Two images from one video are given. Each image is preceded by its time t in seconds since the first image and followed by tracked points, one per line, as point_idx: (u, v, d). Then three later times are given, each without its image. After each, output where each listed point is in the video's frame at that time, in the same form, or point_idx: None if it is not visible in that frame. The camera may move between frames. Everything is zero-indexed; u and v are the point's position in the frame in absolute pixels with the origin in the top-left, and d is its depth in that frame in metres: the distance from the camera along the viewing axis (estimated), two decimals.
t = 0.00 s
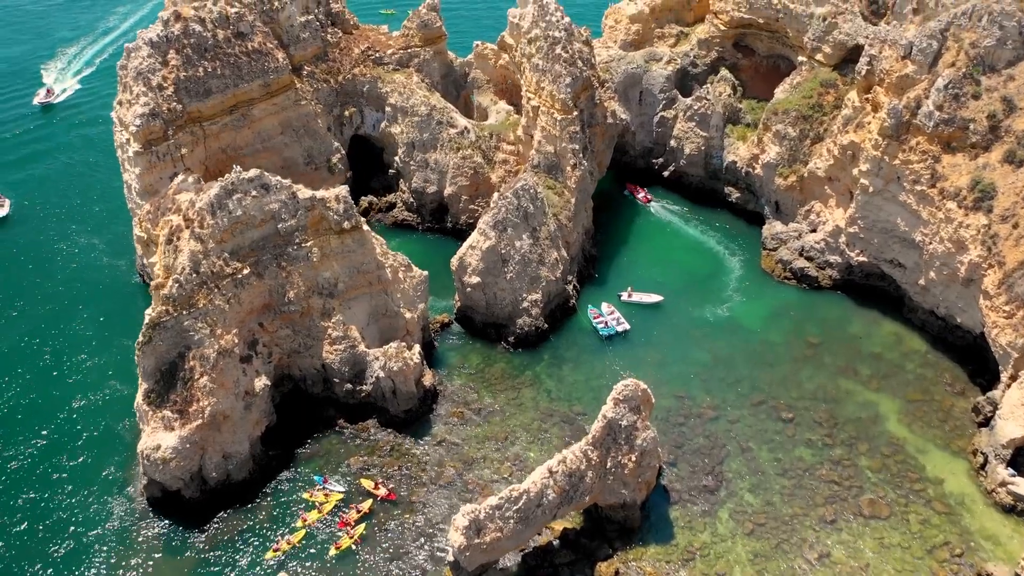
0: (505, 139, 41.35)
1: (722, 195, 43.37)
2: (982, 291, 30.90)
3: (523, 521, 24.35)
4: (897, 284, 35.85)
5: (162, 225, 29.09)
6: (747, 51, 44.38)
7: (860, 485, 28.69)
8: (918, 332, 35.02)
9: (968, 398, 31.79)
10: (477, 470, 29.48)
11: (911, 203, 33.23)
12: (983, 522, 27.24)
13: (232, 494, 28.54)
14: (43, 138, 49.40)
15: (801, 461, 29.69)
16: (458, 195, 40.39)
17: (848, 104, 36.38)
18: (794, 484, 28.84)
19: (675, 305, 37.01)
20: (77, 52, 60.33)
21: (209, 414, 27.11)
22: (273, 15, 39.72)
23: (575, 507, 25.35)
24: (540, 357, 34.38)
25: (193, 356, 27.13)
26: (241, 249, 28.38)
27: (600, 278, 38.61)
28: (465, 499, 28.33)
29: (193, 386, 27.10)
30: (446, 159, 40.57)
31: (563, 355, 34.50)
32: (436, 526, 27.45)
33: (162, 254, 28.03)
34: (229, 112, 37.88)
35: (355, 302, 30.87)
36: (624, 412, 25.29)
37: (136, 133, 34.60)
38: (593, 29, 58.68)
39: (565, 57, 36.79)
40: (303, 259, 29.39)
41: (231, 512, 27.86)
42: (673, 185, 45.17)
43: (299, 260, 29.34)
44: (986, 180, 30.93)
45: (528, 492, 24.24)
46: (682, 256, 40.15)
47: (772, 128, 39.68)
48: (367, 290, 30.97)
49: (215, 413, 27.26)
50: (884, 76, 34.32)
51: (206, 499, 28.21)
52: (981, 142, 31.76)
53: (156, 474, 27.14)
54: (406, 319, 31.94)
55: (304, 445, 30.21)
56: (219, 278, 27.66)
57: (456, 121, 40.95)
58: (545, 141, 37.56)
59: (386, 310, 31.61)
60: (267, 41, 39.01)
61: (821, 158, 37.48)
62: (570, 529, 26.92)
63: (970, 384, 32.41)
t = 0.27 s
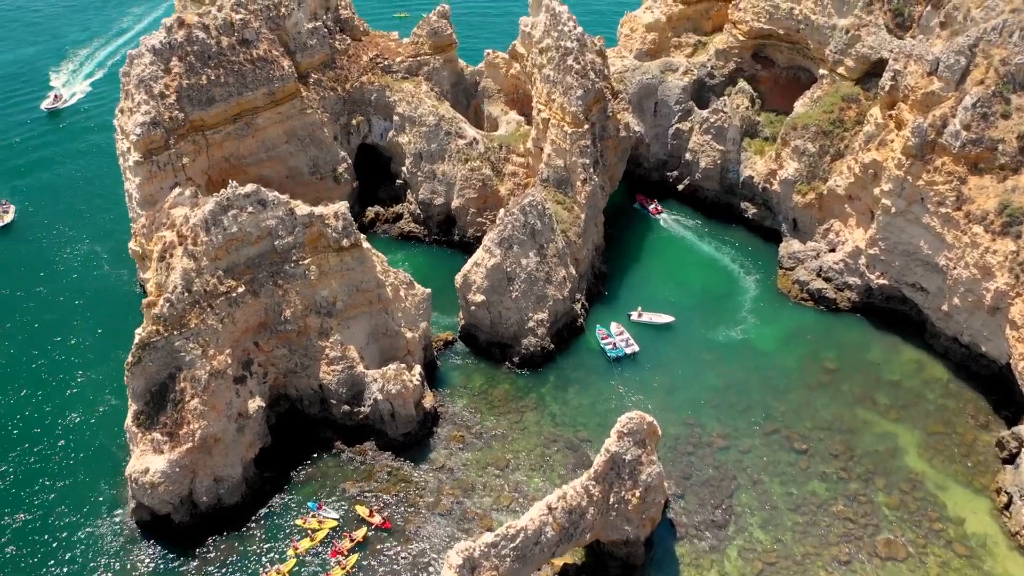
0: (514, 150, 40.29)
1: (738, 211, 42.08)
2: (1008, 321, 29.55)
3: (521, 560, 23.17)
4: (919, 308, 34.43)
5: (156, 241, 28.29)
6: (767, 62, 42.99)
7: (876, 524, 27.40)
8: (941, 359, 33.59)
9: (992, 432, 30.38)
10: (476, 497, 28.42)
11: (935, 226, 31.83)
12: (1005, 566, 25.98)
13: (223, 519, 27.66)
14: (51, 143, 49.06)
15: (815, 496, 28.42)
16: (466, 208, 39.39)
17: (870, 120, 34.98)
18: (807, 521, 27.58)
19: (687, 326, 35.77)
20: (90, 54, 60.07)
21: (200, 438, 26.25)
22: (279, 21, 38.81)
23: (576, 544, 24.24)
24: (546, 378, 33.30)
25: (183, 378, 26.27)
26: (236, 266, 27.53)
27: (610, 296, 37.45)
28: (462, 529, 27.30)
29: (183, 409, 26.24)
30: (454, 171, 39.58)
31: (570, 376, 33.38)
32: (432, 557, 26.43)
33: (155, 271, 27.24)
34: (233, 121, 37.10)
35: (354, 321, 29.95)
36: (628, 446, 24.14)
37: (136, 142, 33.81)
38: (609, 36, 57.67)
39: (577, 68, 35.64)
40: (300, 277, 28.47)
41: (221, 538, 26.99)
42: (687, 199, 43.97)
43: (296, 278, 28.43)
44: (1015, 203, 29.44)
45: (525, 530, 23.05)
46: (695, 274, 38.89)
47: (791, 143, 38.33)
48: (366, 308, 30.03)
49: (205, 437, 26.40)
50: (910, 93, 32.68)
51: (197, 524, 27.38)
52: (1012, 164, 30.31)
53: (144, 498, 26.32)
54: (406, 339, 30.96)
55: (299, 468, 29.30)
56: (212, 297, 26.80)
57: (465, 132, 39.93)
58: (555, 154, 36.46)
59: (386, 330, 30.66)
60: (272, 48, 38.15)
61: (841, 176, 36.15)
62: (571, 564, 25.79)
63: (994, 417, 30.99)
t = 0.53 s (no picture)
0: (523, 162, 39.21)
1: (754, 227, 40.80)
2: None
3: None
4: (941, 335, 33.00)
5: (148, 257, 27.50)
6: (787, 74, 41.58)
7: (891, 566, 26.11)
8: (963, 389, 32.16)
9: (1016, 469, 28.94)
10: (474, 527, 27.38)
11: (960, 250, 30.41)
12: None
13: (213, 545, 26.83)
14: (60, 148, 48.73)
15: (827, 533, 27.16)
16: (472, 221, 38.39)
17: (893, 138, 33.58)
18: (819, 561, 26.33)
19: (698, 348, 34.56)
20: (103, 55, 59.89)
21: (188, 462, 25.41)
22: (285, 28, 38.05)
23: None
24: (550, 401, 32.22)
25: (172, 401, 25.48)
26: (229, 285, 26.68)
27: (619, 315, 36.32)
28: (458, 561, 26.26)
29: (171, 432, 25.42)
30: (461, 183, 38.57)
31: (575, 399, 32.27)
32: None
33: (146, 289, 26.48)
34: (235, 130, 36.31)
35: (352, 341, 29.02)
36: (631, 483, 23.00)
37: (135, 151, 32.44)
38: (625, 44, 56.70)
39: (587, 80, 34.47)
40: (296, 297, 27.57)
41: (209, 566, 26.14)
42: (701, 214, 42.76)
43: (291, 297, 27.53)
44: None
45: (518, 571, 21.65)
46: (708, 293, 37.66)
47: (810, 160, 36.96)
48: (365, 328, 29.10)
49: (194, 461, 25.55)
50: (935, 110, 31.30)
51: (185, 549, 26.58)
52: None
53: (131, 524, 25.54)
54: (406, 360, 29.93)
55: (292, 492, 28.39)
56: (203, 317, 25.97)
57: (473, 143, 38.89)
58: (564, 169, 35.37)
59: (384, 350, 29.71)
60: (277, 56, 37.26)
61: (862, 195, 34.81)
62: None
63: (1019, 452, 29.56)
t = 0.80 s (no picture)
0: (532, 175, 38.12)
1: (770, 245, 39.50)
2: None
3: None
4: (964, 364, 31.59)
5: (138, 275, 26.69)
6: (807, 86, 40.19)
7: None
8: (986, 422, 30.76)
9: None
10: (471, 560, 26.34)
11: (985, 278, 29.01)
12: None
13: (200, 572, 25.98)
14: (67, 152, 48.28)
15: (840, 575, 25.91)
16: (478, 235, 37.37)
17: (916, 157, 32.17)
18: None
19: (708, 372, 33.35)
20: (115, 56, 59.56)
21: (174, 489, 24.55)
22: (290, 35, 37.20)
23: None
24: (553, 426, 31.13)
25: (159, 425, 24.64)
26: (221, 305, 25.82)
27: (627, 336, 35.19)
28: None
29: (157, 458, 24.57)
30: (468, 196, 37.55)
31: (579, 424, 31.16)
32: None
33: (136, 308, 25.70)
34: (237, 139, 35.54)
35: (348, 363, 28.08)
36: (631, 522, 21.87)
37: (132, 162, 32.26)
38: (639, 52, 55.63)
39: (598, 93, 33.29)
40: (290, 317, 26.66)
41: None
42: (716, 230, 41.49)
43: (285, 318, 26.63)
44: None
45: None
46: (721, 314, 36.43)
47: (828, 177, 35.60)
48: (361, 350, 28.14)
49: (181, 488, 24.67)
50: (961, 131, 29.80)
51: None
52: None
53: (115, 551, 24.72)
54: (405, 383, 28.89)
55: (284, 518, 27.43)
56: (193, 338, 25.12)
57: (480, 155, 37.85)
58: (572, 184, 34.27)
59: (382, 372, 28.73)
60: (281, 64, 36.39)
61: (882, 215, 33.48)
62: None
63: None
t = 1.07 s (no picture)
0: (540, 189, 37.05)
1: (786, 264, 38.17)
2: None
3: None
4: (987, 396, 30.17)
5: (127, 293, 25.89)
6: (826, 100, 38.84)
7: None
8: (1010, 457, 29.31)
9: None
10: None
11: (1011, 308, 27.61)
12: None
13: None
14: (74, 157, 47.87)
15: None
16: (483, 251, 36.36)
17: (940, 178, 30.78)
18: None
19: (718, 398, 32.11)
20: (126, 58, 59.15)
21: (158, 517, 23.69)
22: (295, 43, 36.37)
23: None
24: (555, 452, 30.04)
25: (143, 451, 23.78)
26: (210, 326, 24.98)
27: (635, 359, 34.03)
28: None
29: (141, 485, 23.72)
30: (473, 210, 36.54)
31: (582, 451, 30.02)
32: None
33: (123, 328, 24.93)
34: (238, 150, 34.74)
35: (342, 386, 27.13)
36: (631, 566, 20.75)
37: (130, 173, 31.66)
38: (653, 59, 54.56)
39: (608, 107, 32.15)
40: (282, 339, 25.76)
41: None
42: (730, 248, 40.19)
43: (278, 340, 25.74)
44: None
45: None
46: (733, 336, 35.17)
47: (847, 197, 34.25)
48: (356, 373, 27.20)
49: (164, 516, 23.83)
50: (987, 152, 28.18)
51: None
52: None
53: None
54: (401, 407, 27.87)
55: (273, 546, 26.45)
56: (180, 361, 24.28)
57: (487, 168, 36.82)
58: (580, 201, 33.19)
59: (377, 396, 27.75)
60: (284, 73, 35.54)
61: (903, 238, 32.12)
62: None
63: None
